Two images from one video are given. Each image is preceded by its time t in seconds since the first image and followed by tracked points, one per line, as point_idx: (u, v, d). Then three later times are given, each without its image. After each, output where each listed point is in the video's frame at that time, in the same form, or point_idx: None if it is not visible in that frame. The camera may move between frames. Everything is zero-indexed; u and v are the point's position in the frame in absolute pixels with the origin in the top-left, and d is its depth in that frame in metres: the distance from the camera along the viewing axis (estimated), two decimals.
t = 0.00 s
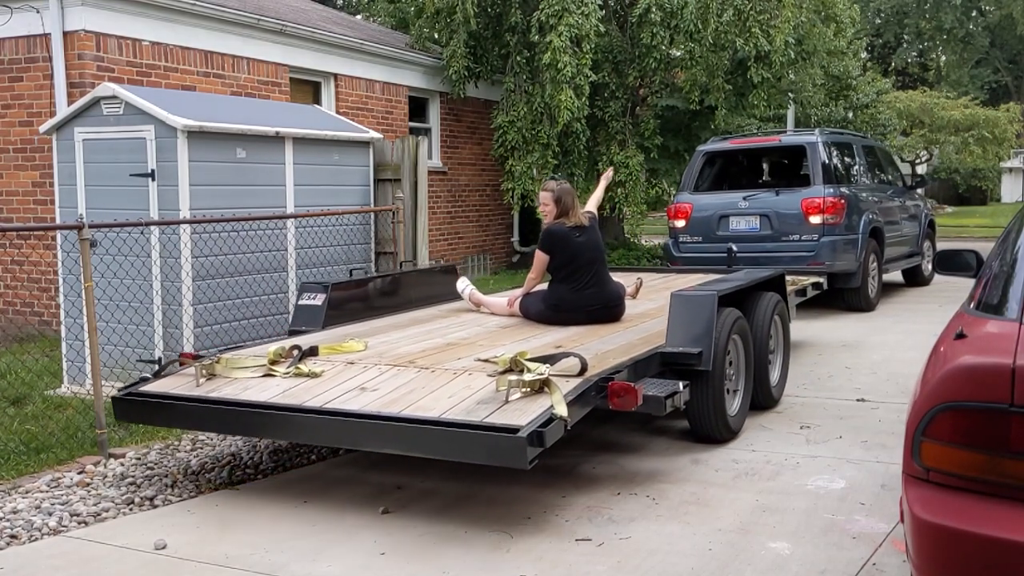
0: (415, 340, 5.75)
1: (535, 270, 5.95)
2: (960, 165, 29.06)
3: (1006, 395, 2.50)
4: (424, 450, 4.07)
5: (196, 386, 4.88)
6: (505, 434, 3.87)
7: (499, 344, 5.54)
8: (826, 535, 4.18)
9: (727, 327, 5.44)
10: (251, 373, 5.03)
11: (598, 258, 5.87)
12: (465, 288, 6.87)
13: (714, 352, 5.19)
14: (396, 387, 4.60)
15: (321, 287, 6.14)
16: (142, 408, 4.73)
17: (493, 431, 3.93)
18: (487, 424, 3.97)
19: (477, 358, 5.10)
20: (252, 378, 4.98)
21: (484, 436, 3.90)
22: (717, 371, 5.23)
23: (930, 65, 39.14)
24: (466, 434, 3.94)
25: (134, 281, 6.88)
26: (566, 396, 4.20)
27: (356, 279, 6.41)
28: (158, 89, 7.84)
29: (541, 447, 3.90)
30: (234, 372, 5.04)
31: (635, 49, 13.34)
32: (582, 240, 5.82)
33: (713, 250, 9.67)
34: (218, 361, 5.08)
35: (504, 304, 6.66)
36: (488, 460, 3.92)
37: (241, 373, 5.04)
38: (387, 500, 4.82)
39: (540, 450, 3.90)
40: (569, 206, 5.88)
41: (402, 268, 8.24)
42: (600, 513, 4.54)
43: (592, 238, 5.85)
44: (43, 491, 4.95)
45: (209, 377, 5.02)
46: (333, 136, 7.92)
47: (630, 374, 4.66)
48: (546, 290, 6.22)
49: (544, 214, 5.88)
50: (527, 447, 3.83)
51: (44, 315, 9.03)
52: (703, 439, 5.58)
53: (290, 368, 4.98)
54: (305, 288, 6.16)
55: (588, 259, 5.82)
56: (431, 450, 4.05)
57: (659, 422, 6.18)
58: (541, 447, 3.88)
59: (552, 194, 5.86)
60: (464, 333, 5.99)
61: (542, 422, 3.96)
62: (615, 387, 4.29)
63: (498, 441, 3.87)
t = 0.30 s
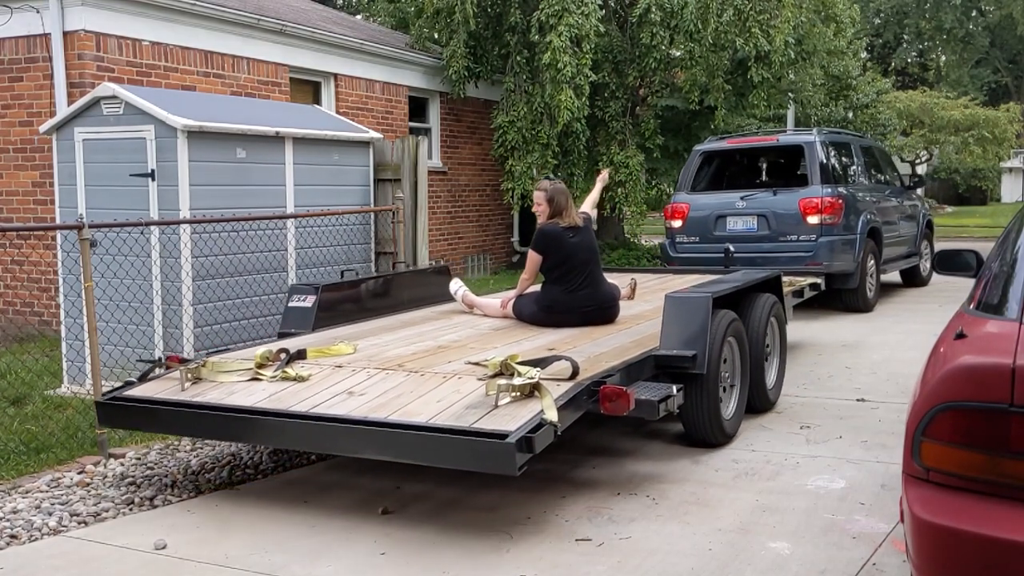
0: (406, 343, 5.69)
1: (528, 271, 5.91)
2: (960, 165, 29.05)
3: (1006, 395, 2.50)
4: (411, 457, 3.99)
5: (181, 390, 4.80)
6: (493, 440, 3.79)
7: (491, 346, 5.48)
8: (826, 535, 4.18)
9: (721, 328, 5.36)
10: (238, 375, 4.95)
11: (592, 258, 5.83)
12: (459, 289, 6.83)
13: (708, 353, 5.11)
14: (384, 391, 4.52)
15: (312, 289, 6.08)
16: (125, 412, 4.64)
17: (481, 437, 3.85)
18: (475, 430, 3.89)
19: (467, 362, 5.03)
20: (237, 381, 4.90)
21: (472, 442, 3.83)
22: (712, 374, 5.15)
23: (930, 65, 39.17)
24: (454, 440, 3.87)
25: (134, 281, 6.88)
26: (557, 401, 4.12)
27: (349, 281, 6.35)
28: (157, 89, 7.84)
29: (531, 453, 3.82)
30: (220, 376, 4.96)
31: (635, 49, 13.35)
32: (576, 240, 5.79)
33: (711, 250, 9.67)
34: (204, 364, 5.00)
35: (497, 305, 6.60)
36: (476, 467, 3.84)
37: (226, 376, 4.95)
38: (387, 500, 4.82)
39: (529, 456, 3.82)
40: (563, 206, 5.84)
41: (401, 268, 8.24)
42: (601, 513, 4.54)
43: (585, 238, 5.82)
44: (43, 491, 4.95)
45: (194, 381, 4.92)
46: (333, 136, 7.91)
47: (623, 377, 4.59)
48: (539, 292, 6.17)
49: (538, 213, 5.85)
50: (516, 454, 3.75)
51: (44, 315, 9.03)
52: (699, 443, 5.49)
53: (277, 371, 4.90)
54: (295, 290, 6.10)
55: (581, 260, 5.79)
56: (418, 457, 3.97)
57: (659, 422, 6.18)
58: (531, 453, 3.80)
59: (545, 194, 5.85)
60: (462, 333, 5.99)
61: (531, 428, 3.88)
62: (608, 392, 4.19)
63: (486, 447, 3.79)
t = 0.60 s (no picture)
0: (396, 345, 5.60)
1: (520, 273, 5.84)
2: (960, 165, 29.04)
3: (1007, 395, 2.50)
4: (397, 464, 3.88)
5: (164, 395, 4.68)
6: (480, 448, 3.69)
7: (482, 349, 5.39)
8: (826, 535, 4.18)
9: (716, 331, 5.27)
10: (222, 381, 4.83)
11: (585, 260, 5.76)
12: (451, 291, 6.77)
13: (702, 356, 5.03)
14: (370, 396, 4.41)
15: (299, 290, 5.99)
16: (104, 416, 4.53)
17: (469, 444, 3.74)
18: (462, 436, 3.78)
19: (457, 365, 4.93)
20: (223, 387, 4.76)
21: (458, 448, 3.72)
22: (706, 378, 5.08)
23: (930, 65, 39.17)
24: (440, 447, 3.76)
25: (134, 281, 6.88)
26: (546, 406, 4.03)
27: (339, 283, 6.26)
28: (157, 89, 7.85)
29: (519, 460, 3.71)
30: (204, 381, 4.82)
31: (635, 49, 13.35)
32: (568, 242, 5.72)
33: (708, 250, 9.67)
34: (188, 368, 4.86)
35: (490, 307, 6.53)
36: (463, 474, 3.73)
37: (211, 381, 4.83)
38: (386, 500, 4.81)
39: (517, 463, 3.71)
40: (552, 206, 5.79)
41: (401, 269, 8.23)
42: (601, 513, 4.54)
43: (578, 239, 5.76)
44: (43, 491, 4.95)
45: (178, 385, 4.81)
46: (332, 136, 7.91)
47: (615, 382, 4.51)
48: (531, 294, 6.08)
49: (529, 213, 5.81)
50: (504, 461, 3.64)
51: (44, 315, 9.03)
52: (692, 447, 5.41)
53: (263, 375, 4.78)
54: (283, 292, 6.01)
55: (574, 261, 5.71)
56: (403, 463, 3.86)
57: (658, 422, 6.18)
58: (519, 461, 3.70)
59: (536, 194, 5.81)
60: (461, 333, 5.98)
61: (519, 434, 3.77)
62: (599, 396, 4.16)
63: (473, 454, 3.69)
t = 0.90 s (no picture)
0: (387, 349, 5.51)
1: (512, 275, 5.80)
2: (960, 164, 29.04)
3: (1007, 395, 2.50)
4: (384, 470, 3.80)
5: (148, 399, 4.61)
6: (467, 453, 3.61)
7: (474, 352, 5.31)
8: (826, 535, 4.18)
9: (712, 332, 5.18)
10: (208, 384, 4.77)
11: (577, 262, 5.70)
12: (445, 292, 6.72)
13: (697, 359, 4.93)
14: (357, 400, 4.33)
15: (290, 292, 5.93)
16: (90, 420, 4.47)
17: (457, 450, 3.66)
18: (450, 442, 3.71)
19: (447, 369, 4.85)
20: (209, 391, 4.70)
21: (446, 455, 3.64)
22: (701, 381, 4.98)
23: (930, 65, 39.19)
24: (428, 453, 3.69)
25: (134, 281, 6.88)
26: (537, 411, 3.94)
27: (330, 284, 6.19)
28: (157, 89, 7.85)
29: (508, 467, 3.63)
30: (190, 385, 4.77)
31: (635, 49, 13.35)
32: (561, 244, 5.67)
33: (705, 250, 9.68)
34: (174, 372, 4.79)
35: (482, 309, 6.47)
36: (451, 480, 3.66)
37: (197, 385, 4.77)
38: (385, 500, 4.81)
39: (506, 470, 3.63)
40: (546, 207, 5.71)
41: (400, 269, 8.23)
42: (601, 513, 4.55)
43: (571, 241, 5.70)
44: (43, 491, 4.96)
45: (164, 389, 4.74)
46: (333, 136, 7.92)
47: (606, 386, 4.44)
48: (524, 295, 6.04)
49: (521, 214, 5.76)
50: (492, 467, 3.57)
51: (44, 315, 9.02)
52: (686, 452, 5.30)
53: (249, 380, 4.70)
54: (273, 293, 5.95)
55: (566, 263, 5.66)
56: (390, 469, 3.78)
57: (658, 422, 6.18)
58: (508, 467, 3.62)
59: (529, 195, 5.75)
60: (461, 333, 5.98)
61: (509, 440, 3.69)
62: (590, 401, 4.06)
63: (460, 460, 3.61)
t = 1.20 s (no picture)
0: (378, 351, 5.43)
1: (506, 277, 5.75)
2: (960, 164, 29.03)
3: (1007, 395, 2.50)
4: (370, 478, 3.70)
5: (131, 405, 4.50)
6: (455, 460, 3.51)
7: (465, 355, 5.21)
8: (826, 535, 4.18)
9: (705, 335, 5.11)
10: (193, 390, 4.64)
11: (572, 263, 5.67)
12: (437, 294, 6.63)
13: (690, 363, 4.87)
14: (345, 405, 4.24)
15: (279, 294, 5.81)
16: (70, 426, 4.35)
17: (443, 457, 3.56)
18: (436, 449, 3.60)
19: (436, 373, 4.76)
20: (194, 396, 4.59)
21: (432, 463, 3.54)
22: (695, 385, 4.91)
23: (930, 65, 39.18)
24: (414, 461, 3.58)
25: (134, 281, 6.88)
26: (526, 417, 3.85)
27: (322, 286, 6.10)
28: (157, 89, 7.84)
29: (496, 474, 3.53)
30: (175, 390, 4.65)
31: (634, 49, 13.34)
32: (555, 244, 5.64)
33: (702, 250, 9.66)
34: (159, 377, 4.70)
35: (475, 311, 6.39)
36: (437, 488, 3.55)
37: (182, 391, 4.65)
38: (384, 501, 4.80)
39: (494, 478, 3.53)
40: (542, 209, 5.69)
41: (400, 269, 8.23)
42: (601, 513, 4.54)
43: (565, 241, 5.68)
44: (43, 491, 4.96)
45: (147, 395, 4.64)
46: (333, 136, 7.92)
47: (597, 392, 4.34)
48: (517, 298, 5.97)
49: (516, 215, 5.71)
50: (480, 475, 3.46)
51: (44, 315, 9.02)
52: (680, 456, 5.23)
53: (236, 385, 4.62)
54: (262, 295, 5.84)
55: (561, 264, 5.63)
56: (376, 477, 3.68)
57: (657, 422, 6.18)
58: (497, 475, 3.51)
59: (524, 196, 5.70)
60: (461, 333, 5.98)
61: (497, 447, 3.59)
62: (581, 406, 3.99)
63: (447, 467, 3.51)
